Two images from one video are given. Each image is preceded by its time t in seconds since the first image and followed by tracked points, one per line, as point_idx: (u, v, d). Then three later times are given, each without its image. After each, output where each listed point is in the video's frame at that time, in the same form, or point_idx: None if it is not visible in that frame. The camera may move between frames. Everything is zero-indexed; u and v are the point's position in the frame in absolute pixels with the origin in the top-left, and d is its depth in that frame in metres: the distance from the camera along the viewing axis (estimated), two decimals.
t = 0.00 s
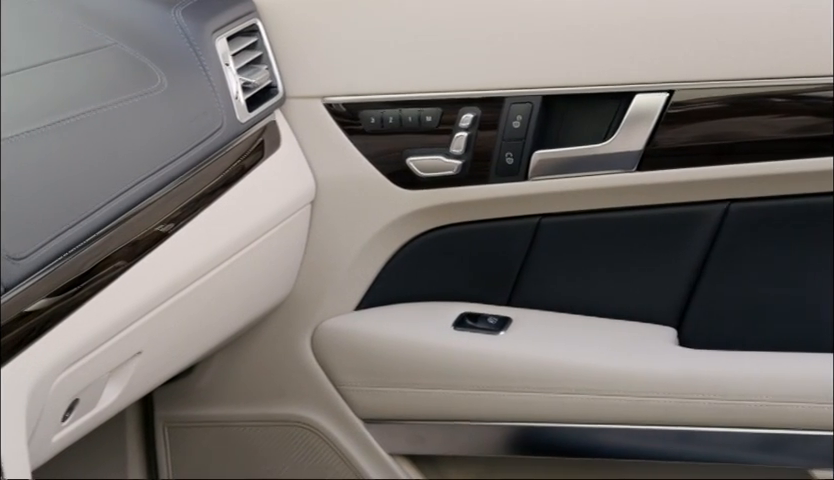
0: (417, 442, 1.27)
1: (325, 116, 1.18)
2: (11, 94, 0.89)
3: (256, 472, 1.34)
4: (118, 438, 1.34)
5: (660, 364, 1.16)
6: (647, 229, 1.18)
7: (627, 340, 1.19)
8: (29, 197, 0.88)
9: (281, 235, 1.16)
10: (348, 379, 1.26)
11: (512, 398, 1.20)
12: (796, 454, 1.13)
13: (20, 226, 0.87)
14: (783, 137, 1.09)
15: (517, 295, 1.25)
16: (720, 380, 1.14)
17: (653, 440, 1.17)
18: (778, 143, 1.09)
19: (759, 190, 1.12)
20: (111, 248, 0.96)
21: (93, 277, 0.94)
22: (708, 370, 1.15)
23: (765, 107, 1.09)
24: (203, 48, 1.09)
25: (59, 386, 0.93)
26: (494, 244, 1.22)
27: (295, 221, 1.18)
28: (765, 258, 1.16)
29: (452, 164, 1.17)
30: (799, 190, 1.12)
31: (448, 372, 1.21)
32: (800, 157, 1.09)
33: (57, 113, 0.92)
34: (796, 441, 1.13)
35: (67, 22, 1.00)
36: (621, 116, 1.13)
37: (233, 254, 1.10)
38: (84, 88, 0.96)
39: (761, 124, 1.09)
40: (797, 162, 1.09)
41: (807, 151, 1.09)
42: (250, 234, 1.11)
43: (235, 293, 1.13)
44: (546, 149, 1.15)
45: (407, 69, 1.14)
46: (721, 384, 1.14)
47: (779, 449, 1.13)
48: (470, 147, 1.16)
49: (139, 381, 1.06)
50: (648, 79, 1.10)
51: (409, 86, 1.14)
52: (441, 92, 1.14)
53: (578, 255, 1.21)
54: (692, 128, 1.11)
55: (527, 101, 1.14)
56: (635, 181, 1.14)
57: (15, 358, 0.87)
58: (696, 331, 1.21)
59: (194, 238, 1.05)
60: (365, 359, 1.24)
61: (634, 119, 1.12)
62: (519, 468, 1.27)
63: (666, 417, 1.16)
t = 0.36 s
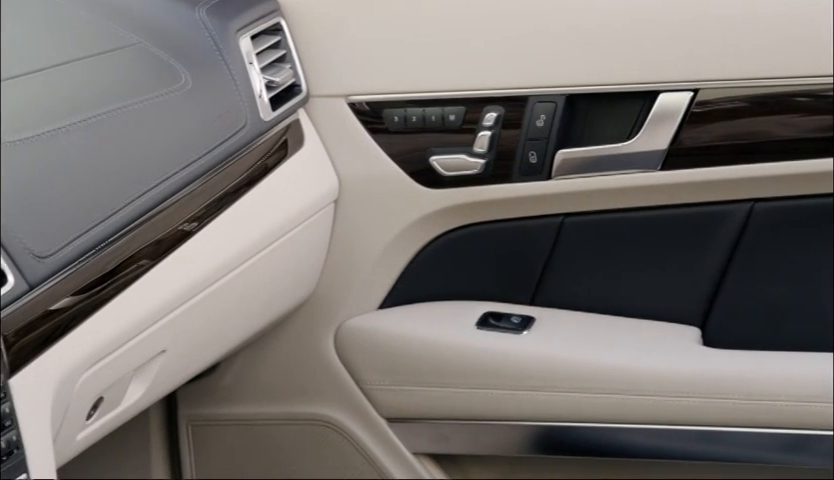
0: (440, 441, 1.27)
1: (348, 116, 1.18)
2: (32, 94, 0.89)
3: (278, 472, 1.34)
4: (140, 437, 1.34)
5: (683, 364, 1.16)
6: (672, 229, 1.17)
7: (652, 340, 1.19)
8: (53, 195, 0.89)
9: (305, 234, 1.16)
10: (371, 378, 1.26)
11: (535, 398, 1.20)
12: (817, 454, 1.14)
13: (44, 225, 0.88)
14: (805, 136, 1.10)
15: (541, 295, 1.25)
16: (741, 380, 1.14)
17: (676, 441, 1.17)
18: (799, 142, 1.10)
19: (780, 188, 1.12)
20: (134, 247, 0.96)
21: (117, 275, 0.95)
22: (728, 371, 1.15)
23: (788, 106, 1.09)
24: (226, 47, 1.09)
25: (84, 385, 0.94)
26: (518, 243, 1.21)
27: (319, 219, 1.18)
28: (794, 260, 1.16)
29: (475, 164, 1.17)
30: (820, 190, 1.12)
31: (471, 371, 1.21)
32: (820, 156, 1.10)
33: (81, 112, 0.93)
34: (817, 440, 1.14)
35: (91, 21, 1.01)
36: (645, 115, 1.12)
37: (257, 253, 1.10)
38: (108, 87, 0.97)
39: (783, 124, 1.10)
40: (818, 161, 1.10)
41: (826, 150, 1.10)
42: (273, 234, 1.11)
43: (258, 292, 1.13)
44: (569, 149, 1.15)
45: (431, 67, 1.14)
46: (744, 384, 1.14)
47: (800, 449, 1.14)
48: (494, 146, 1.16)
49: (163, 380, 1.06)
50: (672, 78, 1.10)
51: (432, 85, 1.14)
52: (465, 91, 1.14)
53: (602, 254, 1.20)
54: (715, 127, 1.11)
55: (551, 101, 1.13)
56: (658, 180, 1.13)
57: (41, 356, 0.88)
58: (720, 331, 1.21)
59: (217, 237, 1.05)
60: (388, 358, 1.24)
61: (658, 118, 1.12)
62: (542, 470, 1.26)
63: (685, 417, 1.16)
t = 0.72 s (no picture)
0: (465, 440, 1.27)
1: (375, 115, 1.18)
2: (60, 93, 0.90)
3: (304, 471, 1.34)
4: (165, 442, 1.32)
5: (711, 364, 1.16)
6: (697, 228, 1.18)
7: (677, 340, 1.19)
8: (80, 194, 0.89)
9: (331, 233, 1.17)
10: (397, 377, 1.26)
11: (562, 397, 1.20)
12: None
13: (71, 224, 0.88)
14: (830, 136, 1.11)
15: (567, 296, 1.24)
16: (768, 380, 1.15)
17: (702, 441, 1.18)
18: (825, 142, 1.11)
19: (806, 188, 1.13)
20: (162, 245, 0.97)
21: (145, 274, 0.96)
22: (759, 371, 1.16)
23: (814, 106, 1.10)
24: (254, 46, 1.10)
25: (110, 384, 0.95)
26: (544, 243, 1.22)
27: (345, 218, 1.18)
28: (819, 258, 1.18)
29: (502, 163, 1.17)
30: None
31: (498, 371, 1.21)
32: None
33: (109, 111, 0.94)
34: None
35: (118, 20, 1.01)
36: (672, 115, 1.12)
37: (282, 253, 1.10)
38: (135, 87, 0.97)
39: (810, 124, 1.11)
40: None
41: None
42: (298, 233, 1.11)
43: (284, 291, 1.13)
44: (596, 148, 1.15)
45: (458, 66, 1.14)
46: (775, 385, 1.15)
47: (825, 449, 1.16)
48: (520, 145, 1.16)
49: (189, 378, 1.07)
50: (700, 78, 1.10)
51: (459, 85, 1.14)
52: (493, 90, 1.14)
53: (630, 254, 1.20)
54: (743, 127, 1.11)
55: (578, 100, 1.13)
56: (685, 180, 1.14)
57: (68, 354, 0.88)
58: (747, 332, 1.21)
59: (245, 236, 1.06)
60: (412, 357, 1.24)
61: (685, 118, 1.12)
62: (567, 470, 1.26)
63: (705, 418, 1.17)
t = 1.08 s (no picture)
0: (491, 439, 1.27)
1: (402, 114, 1.18)
2: (88, 92, 0.90)
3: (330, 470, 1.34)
4: (190, 441, 1.32)
5: (739, 365, 1.16)
6: (724, 227, 1.17)
7: (704, 339, 1.19)
8: (109, 192, 0.90)
9: (357, 232, 1.17)
10: (423, 375, 1.26)
11: (589, 397, 1.20)
12: None
13: (100, 222, 0.89)
14: None
15: (594, 294, 1.24)
16: (795, 380, 1.14)
17: (730, 441, 1.17)
18: None
19: None
20: (190, 243, 0.98)
21: (172, 272, 0.96)
22: (789, 370, 1.15)
23: None
24: (281, 44, 1.10)
25: (138, 383, 0.95)
26: (570, 242, 1.21)
27: (373, 216, 1.19)
28: None
29: (529, 161, 1.17)
30: None
31: (524, 369, 1.21)
32: None
33: (137, 109, 0.94)
34: None
35: (147, 18, 1.02)
36: (700, 114, 1.12)
37: (307, 253, 1.11)
38: (164, 86, 0.98)
39: None
40: None
41: None
42: (324, 232, 1.12)
43: (310, 289, 1.14)
44: (624, 147, 1.15)
45: (485, 65, 1.14)
46: (804, 385, 1.14)
47: None
48: (547, 144, 1.16)
49: (217, 376, 1.08)
50: (728, 77, 1.10)
51: (486, 84, 1.14)
52: (520, 89, 1.14)
53: (658, 253, 1.20)
54: (770, 126, 1.11)
55: (605, 99, 1.13)
56: (712, 180, 1.14)
57: (98, 352, 0.89)
58: (774, 332, 1.20)
59: (271, 233, 1.06)
60: (439, 356, 1.25)
61: (713, 117, 1.12)
62: (598, 471, 1.25)
63: (732, 417, 1.16)
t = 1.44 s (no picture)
0: (519, 439, 1.27)
1: (430, 112, 1.20)
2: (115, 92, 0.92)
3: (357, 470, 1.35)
4: (218, 443, 1.31)
5: (768, 366, 1.17)
6: (754, 226, 1.19)
7: (733, 339, 1.20)
8: (138, 191, 0.91)
9: (384, 231, 1.18)
10: (451, 375, 1.27)
11: (618, 397, 1.21)
12: None
13: (128, 221, 0.89)
14: None
15: (621, 294, 1.25)
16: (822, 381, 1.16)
17: (755, 441, 1.18)
18: None
19: None
20: (219, 242, 0.98)
21: (199, 272, 0.97)
22: (815, 370, 1.16)
23: None
24: (309, 44, 1.12)
25: (167, 381, 0.96)
26: (598, 241, 1.23)
27: (401, 214, 1.20)
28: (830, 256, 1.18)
29: (557, 161, 1.18)
30: None
31: (553, 369, 1.22)
32: None
33: (164, 109, 0.96)
34: None
35: (178, 16, 1.04)
36: (729, 113, 1.14)
37: (336, 251, 1.12)
38: (191, 86, 0.99)
39: None
40: None
41: None
42: (353, 232, 1.13)
43: (340, 287, 1.15)
44: (652, 146, 1.16)
45: (512, 63, 1.16)
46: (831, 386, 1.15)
47: None
48: (575, 143, 1.18)
49: (245, 375, 1.09)
50: (756, 77, 1.12)
51: (514, 83, 1.16)
52: (548, 88, 1.16)
53: (689, 253, 1.21)
54: (798, 126, 1.13)
55: (634, 98, 1.15)
56: (741, 179, 1.15)
57: (128, 349, 0.90)
58: (803, 330, 1.21)
59: (298, 232, 1.07)
60: (467, 355, 1.25)
61: (742, 116, 1.13)
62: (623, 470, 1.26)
63: (759, 418, 1.17)
